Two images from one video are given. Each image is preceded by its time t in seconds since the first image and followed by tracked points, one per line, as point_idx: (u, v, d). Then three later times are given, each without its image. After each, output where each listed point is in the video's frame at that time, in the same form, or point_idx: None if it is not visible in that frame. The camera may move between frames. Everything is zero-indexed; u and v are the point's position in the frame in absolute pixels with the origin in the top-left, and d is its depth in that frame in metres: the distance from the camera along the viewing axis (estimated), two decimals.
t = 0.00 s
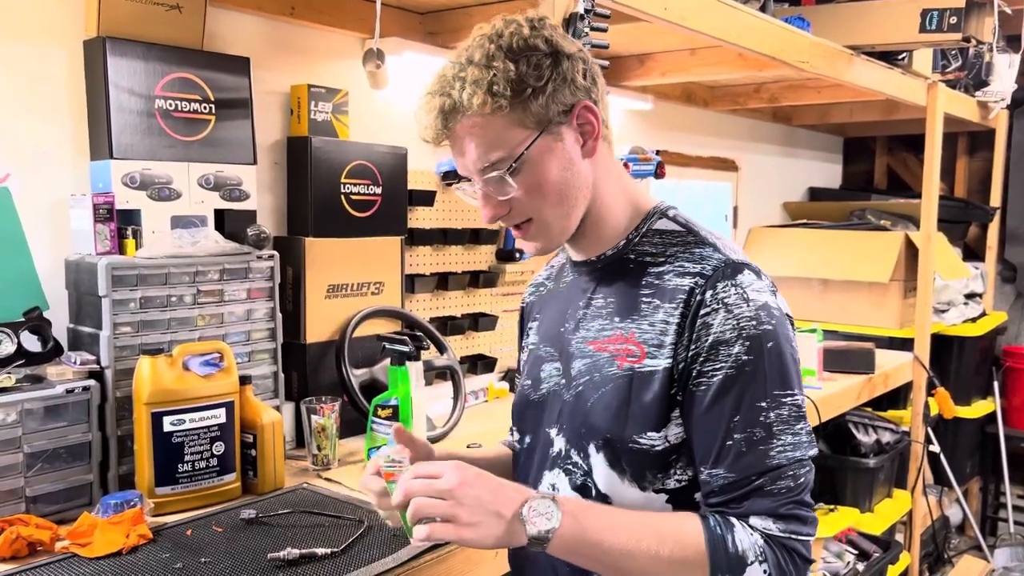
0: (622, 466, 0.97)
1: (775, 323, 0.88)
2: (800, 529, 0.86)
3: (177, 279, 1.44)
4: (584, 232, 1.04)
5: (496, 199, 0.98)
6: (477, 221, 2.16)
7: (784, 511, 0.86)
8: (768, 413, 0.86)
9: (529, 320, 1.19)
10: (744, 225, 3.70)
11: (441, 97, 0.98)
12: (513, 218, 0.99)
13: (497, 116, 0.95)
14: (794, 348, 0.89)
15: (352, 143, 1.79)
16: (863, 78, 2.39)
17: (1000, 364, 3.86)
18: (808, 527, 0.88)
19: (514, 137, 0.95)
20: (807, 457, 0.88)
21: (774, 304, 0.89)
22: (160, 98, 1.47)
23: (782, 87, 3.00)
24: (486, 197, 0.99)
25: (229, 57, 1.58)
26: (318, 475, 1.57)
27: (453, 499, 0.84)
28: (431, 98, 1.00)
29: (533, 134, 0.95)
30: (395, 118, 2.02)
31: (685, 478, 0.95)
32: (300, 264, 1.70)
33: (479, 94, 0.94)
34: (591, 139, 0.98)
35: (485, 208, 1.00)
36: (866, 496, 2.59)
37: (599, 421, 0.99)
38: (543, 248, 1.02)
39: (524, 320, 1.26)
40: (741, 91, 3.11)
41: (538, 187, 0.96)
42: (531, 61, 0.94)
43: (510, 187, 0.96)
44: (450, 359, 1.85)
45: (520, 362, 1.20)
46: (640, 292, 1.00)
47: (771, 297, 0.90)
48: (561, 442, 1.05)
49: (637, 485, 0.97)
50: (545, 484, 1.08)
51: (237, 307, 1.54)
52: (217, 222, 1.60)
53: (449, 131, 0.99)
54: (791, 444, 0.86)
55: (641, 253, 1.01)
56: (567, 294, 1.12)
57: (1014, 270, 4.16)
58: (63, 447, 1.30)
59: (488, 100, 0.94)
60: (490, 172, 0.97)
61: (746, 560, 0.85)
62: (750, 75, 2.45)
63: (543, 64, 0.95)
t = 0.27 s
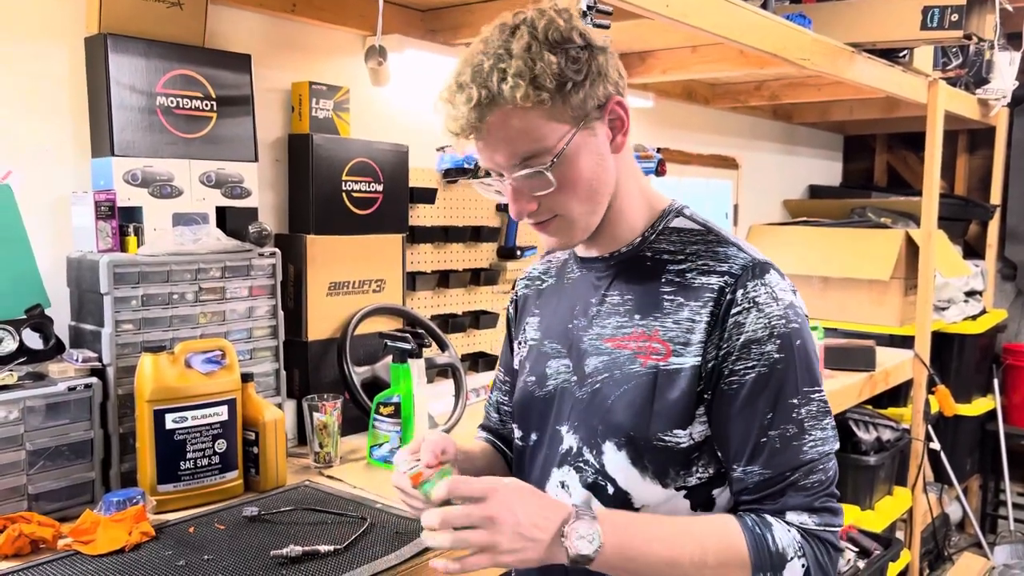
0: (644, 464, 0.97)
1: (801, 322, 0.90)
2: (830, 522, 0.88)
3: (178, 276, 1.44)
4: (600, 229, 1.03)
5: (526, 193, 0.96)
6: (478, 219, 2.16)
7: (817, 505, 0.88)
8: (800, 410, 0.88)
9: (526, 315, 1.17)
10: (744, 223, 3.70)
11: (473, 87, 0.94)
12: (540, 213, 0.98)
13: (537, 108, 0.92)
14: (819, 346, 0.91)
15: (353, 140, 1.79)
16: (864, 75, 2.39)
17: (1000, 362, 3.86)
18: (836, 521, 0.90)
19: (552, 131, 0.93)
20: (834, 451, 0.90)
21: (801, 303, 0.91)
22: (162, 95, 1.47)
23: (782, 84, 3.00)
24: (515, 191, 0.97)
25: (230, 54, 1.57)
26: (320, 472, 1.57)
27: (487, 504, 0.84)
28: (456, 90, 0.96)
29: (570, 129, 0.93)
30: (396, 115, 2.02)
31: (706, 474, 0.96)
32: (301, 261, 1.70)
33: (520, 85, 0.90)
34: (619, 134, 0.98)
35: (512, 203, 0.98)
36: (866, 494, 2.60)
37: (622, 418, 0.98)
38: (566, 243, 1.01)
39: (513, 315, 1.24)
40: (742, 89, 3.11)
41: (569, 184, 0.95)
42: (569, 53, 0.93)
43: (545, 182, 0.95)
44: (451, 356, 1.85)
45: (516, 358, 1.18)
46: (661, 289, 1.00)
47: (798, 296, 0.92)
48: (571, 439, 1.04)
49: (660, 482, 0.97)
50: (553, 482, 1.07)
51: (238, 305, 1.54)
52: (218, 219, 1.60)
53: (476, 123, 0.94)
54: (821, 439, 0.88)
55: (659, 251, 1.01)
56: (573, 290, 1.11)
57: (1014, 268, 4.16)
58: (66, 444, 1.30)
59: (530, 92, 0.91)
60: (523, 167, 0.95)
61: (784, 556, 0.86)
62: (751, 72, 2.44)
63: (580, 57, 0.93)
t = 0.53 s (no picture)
0: (658, 468, 0.96)
1: (817, 330, 0.91)
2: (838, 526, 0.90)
3: (177, 275, 1.44)
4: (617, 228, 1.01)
5: (561, 191, 0.92)
6: (477, 217, 2.16)
7: (826, 511, 0.89)
8: (813, 417, 0.89)
9: (525, 310, 1.15)
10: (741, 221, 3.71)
11: (516, 77, 0.88)
12: (569, 211, 0.94)
13: (583, 104, 0.87)
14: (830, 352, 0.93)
15: (351, 138, 1.78)
16: (861, 73, 2.39)
17: (997, 359, 3.87)
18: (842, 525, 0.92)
19: (595, 128, 0.89)
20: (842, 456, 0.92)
21: (816, 310, 0.92)
22: (160, 94, 1.47)
23: (780, 82, 3.00)
24: (547, 188, 0.92)
25: (229, 52, 1.57)
26: (320, 471, 1.57)
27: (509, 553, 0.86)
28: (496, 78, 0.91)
29: (611, 127, 0.90)
30: (395, 113, 2.02)
31: (718, 477, 0.96)
32: (300, 260, 1.70)
33: (571, 79, 0.86)
34: (649, 134, 0.96)
35: (542, 201, 0.93)
36: (863, 491, 2.60)
37: (637, 423, 0.97)
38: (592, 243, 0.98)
39: (510, 307, 1.21)
40: (740, 87, 3.11)
41: (603, 183, 0.92)
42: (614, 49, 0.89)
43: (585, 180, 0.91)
44: (450, 355, 1.85)
45: (514, 353, 1.16)
46: (676, 291, 0.98)
47: (813, 303, 0.93)
48: (581, 441, 1.03)
49: (673, 486, 0.97)
50: (561, 483, 1.07)
51: (237, 303, 1.54)
52: (217, 218, 1.60)
53: (515, 113, 0.89)
54: (833, 445, 0.90)
55: (673, 251, 1.00)
56: (580, 287, 1.09)
57: (1011, 266, 4.17)
58: (64, 443, 1.29)
59: (580, 87, 0.86)
60: (559, 163, 0.90)
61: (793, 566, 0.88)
62: (749, 70, 2.45)
63: (623, 53, 0.90)
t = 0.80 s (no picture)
0: (673, 475, 0.97)
1: (836, 339, 0.92)
2: (846, 534, 0.93)
3: (172, 274, 1.44)
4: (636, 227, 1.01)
5: (593, 188, 0.91)
6: (471, 215, 2.16)
7: (840, 521, 0.91)
8: (831, 425, 0.90)
9: (531, 305, 1.13)
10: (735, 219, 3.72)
11: (562, 67, 0.86)
12: (597, 209, 0.93)
13: (626, 100, 0.87)
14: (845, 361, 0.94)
15: (346, 137, 1.78)
16: (855, 71, 2.40)
17: (989, 356, 3.89)
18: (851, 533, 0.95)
19: (635, 125, 0.89)
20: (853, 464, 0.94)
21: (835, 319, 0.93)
22: (154, 92, 1.46)
23: (774, 81, 3.01)
24: (578, 183, 0.91)
25: (224, 50, 1.57)
26: (316, 469, 1.57)
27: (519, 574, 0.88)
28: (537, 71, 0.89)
29: (650, 125, 0.90)
30: (391, 111, 2.02)
31: (732, 484, 0.97)
32: (296, 259, 1.70)
33: (621, 73, 0.85)
34: (678, 133, 0.96)
35: (573, 197, 0.92)
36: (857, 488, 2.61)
37: (653, 428, 0.97)
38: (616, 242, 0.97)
39: (511, 300, 1.20)
40: (733, 85, 3.11)
41: (635, 182, 0.92)
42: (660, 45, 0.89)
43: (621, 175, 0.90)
44: (445, 353, 1.86)
45: (518, 349, 1.15)
46: (694, 295, 0.98)
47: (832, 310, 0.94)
48: (592, 443, 1.03)
49: (688, 493, 0.97)
50: (568, 487, 1.06)
51: (233, 302, 1.53)
52: (212, 216, 1.60)
53: (557, 103, 0.87)
54: (848, 454, 0.91)
55: (692, 253, 1.00)
56: (591, 284, 1.08)
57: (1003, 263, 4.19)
58: (59, 442, 1.29)
59: (629, 82, 0.85)
60: (594, 160, 0.90)
61: None
62: (743, 68, 2.45)
63: (667, 49, 0.90)
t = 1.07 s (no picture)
0: (678, 482, 0.95)
1: (847, 344, 0.90)
2: (855, 543, 0.91)
3: (164, 272, 1.43)
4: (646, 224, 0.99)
5: (604, 189, 0.90)
6: (463, 213, 2.16)
7: (848, 530, 0.90)
8: (842, 433, 0.88)
9: (535, 303, 1.12)
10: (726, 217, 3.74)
11: (575, 64, 0.85)
12: (608, 210, 0.92)
13: (641, 98, 0.86)
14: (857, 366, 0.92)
15: (338, 135, 1.78)
16: (845, 70, 2.41)
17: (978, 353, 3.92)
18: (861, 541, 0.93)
19: (649, 124, 0.88)
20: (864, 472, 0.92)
21: (847, 323, 0.91)
22: (146, 90, 1.46)
23: (764, 79, 3.03)
24: (588, 183, 0.90)
25: (215, 48, 1.56)
26: (309, 468, 1.57)
27: None
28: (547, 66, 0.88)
29: (663, 124, 0.89)
30: (383, 110, 2.02)
31: (740, 492, 0.95)
32: (288, 257, 1.70)
33: (636, 72, 0.84)
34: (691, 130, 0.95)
35: (583, 198, 0.91)
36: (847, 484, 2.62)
37: (656, 434, 0.95)
38: (628, 242, 0.97)
39: (516, 297, 1.18)
40: (724, 84, 3.13)
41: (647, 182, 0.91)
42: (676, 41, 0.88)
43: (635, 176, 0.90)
44: (438, 351, 1.86)
45: (522, 348, 1.13)
46: (700, 297, 0.96)
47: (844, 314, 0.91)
48: (594, 447, 1.01)
49: (693, 501, 0.95)
50: (570, 490, 1.04)
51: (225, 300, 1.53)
52: (204, 214, 1.59)
53: (570, 102, 0.86)
54: (858, 462, 0.90)
55: (700, 253, 0.98)
56: (597, 283, 1.06)
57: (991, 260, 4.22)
58: (52, 441, 1.29)
59: (644, 80, 0.84)
60: (606, 160, 0.88)
61: None
62: (734, 66, 2.46)
63: (682, 45, 0.89)
